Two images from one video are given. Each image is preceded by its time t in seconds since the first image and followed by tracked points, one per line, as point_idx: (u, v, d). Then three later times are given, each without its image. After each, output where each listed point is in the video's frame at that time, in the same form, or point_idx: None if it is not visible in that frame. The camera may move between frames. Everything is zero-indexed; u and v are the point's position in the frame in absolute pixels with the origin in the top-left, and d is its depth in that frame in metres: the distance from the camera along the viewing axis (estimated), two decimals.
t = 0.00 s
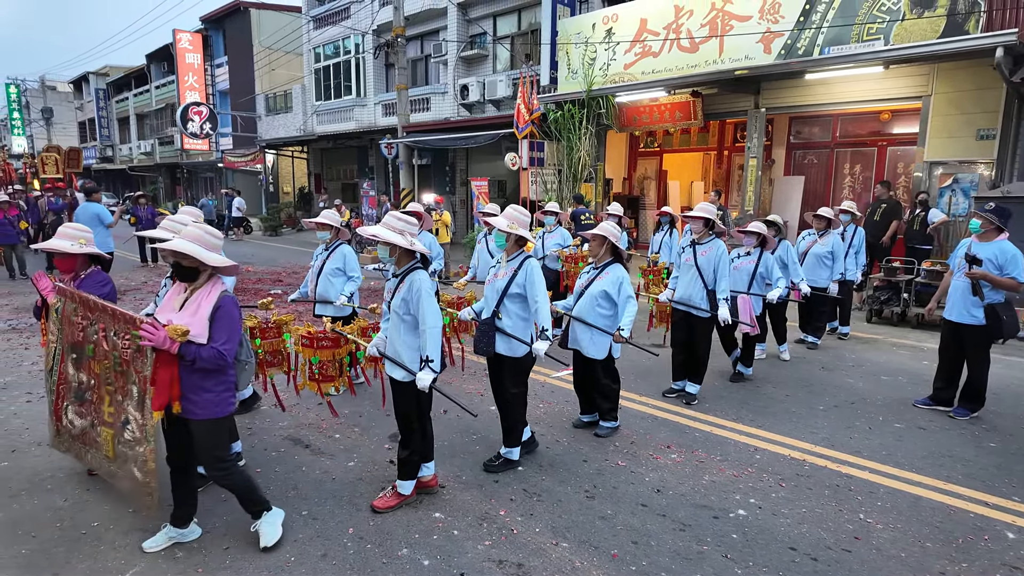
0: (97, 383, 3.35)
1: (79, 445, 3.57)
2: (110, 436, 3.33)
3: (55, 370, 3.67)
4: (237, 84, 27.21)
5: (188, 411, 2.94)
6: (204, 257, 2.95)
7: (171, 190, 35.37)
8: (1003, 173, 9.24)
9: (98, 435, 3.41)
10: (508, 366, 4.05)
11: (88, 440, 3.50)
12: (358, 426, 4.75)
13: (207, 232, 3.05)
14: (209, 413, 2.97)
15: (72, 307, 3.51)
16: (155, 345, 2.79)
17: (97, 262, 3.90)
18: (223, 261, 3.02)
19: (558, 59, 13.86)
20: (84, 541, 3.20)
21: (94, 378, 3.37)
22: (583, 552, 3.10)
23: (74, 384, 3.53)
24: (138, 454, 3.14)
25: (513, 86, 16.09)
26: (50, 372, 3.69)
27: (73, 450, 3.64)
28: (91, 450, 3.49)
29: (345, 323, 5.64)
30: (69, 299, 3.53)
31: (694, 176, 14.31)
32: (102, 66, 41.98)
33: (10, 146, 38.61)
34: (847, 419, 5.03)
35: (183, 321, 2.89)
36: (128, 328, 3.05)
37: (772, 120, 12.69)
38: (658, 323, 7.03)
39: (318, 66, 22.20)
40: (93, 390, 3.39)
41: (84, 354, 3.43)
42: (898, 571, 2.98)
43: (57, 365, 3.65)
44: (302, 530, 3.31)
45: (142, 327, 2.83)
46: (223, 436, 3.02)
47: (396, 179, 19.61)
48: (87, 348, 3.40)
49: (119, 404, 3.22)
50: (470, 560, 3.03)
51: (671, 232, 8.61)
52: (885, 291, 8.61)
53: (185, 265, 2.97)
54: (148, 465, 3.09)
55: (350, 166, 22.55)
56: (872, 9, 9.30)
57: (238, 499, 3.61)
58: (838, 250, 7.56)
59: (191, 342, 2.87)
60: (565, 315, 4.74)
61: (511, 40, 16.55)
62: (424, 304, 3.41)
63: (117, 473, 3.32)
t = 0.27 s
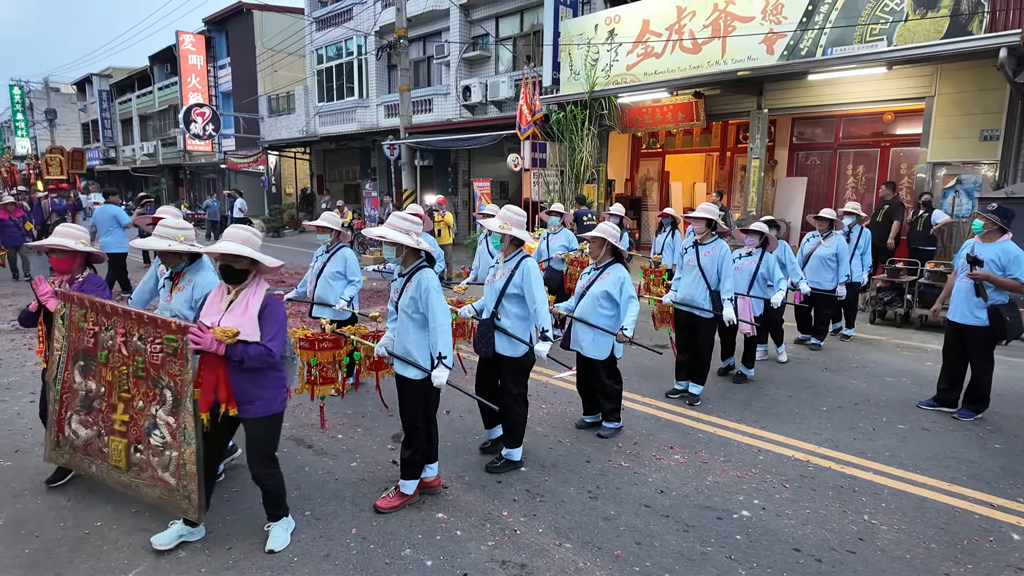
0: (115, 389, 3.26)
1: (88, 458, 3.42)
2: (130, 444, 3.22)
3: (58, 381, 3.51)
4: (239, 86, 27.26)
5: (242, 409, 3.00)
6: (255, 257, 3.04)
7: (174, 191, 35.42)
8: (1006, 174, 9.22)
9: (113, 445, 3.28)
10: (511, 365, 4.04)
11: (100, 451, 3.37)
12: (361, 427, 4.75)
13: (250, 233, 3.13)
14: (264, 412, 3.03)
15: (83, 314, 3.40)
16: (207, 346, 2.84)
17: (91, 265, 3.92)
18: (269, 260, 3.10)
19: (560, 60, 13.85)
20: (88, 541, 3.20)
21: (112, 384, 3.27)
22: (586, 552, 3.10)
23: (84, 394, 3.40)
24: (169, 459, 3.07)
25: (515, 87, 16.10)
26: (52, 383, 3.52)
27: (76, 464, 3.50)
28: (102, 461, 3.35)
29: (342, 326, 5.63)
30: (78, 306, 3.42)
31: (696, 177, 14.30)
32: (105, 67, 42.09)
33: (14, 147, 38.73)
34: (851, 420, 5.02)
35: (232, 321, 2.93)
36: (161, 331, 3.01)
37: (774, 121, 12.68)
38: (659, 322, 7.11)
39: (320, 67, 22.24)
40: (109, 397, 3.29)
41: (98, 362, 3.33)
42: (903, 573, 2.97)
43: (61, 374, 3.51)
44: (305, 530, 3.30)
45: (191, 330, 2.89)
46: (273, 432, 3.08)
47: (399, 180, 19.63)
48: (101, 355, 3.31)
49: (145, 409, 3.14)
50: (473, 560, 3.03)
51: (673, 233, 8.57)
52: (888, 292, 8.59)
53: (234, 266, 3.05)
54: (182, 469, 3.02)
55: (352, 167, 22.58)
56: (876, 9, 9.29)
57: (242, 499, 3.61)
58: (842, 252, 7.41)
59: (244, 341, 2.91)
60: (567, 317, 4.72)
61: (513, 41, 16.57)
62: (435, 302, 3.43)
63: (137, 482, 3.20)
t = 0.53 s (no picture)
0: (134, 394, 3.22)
1: (103, 464, 3.38)
2: (155, 448, 3.21)
3: (60, 390, 3.40)
4: (241, 86, 27.28)
5: (280, 405, 3.03)
6: (291, 252, 3.10)
7: (176, 192, 35.47)
8: (1009, 174, 9.20)
9: (136, 450, 3.26)
10: (511, 363, 4.04)
11: (117, 458, 3.33)
12: (364, 426, 4.74)
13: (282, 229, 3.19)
14: (298, 404, 3.07)
15: (84, 319, 3.30)
16: (249, 342, 2.90)
17: (72, 265, 3.69)
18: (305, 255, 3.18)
19: (562, 61, 13.84)
20: (91, 539, 3.20)
21: (129, 389, 3.22)
22: (590, 551, 3.09)
23: (95, 401, 3.32)
24: (203, 459, 3.10)
25: (517, 88, 16.11)
26: (52, 393, 3.40)
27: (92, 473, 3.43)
28: (123, 467, 3.32)
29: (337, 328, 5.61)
30: (79, 310, 3.31)
31: (698, 177, 14.31)
32: (108, 68, 42.17)
33: (16, 148, 38.81)
34: (855, 420, 5.01)
35: (275, 316, 3.00)
36: (188, 332, 3.01)
37: (776, 121, 12.67)
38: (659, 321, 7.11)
39: (322, 68, 22.27)
40: (127, 402, 3.24)
41: (110, 367, 3.26)
42: (908, 572, 2.96)
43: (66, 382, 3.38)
44: (309, 528, 3.30)
45: (233, 328, 2.92)
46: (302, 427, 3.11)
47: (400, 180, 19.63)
48: (113, 360, 3.24)
49: (172, 411, 3.14)
50: (477, 559, 3.02)
51: (673, 234, 8.59)
52: (891, 292, 8.57)
53: (270, 262, 3.10)
54: (218, 468, 3.07)
55: (354, 168, 22.60)
56: (878, 9, 9.29)
57: (247, 497, 3.61)
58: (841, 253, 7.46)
59: (286, 334, 2.98)
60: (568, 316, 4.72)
61: (515, 42, 16.57)
62: (444, 299, 3.44)
63: (166, 485, 3.22)
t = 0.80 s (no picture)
0: (154, 396, 3.13)
1: (118, 469, 3.27)
2: (180, 449, 3.14)
3: (65, 396, 3.24)
4: (242, 87, 27.32)
5: (315, 404, 3.05)
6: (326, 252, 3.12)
7: (177, 193, 35.52)
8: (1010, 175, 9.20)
9: (158, 452, 3.18)
10: (509, 360, 4.06)
11: (134, 462, 3.23)
12: (366, 426, 4.75)
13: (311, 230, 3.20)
14: (334, 400, 3.11)
15: (92, 322, 3.16)
16: (290, 344, 2.90)
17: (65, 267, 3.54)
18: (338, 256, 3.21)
19: (563, 62, 13.86)
20: (96, 538, 3.21)
21: (148, 391, 3.13)
22: (593, 550, 3.10)
23: (108, 405, 3.21)
24: (235, 458, 3.06)
25: (518, 89, 16.13)
26: (54, 400, 3.23)
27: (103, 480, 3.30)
28: (141, 470, 3.23)
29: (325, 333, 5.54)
30: (85, 313, 3.16)
31: (699, 178, 14.32)
32: (109, 70, 42.24)
33: (18, 150, 38.88)
34: (856, 420, 5.02)
35: (315, 316, 3.03)
36: (217, 333, 2.96)
37: (777, 122, 12.67)
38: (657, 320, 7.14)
39: (323, 69, 22.30)
40: (146, 404, 3.15)
41: (125, 370, 3.15)
42: (910, 571, 2.97)
43: (72, 387, 3.23)
44: (313, 527, 3.31)
45: (273, 330, 2.91)
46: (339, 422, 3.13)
47: (401, 181, 19.65)
48: (129, 363, 3.14)
49: (198, 412, 3.08)
50: (480, 557, 3.03)
51: (672, 234, 8.62)
52: (892, 293, 8.58)
53: (307, 263, 3.10)
54: (253, 467, 3.04)
55: (355, 169, 22.63)
56: (879, 11, 9.30)
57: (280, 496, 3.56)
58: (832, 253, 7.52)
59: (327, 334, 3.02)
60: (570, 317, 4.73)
61: (516, 43, 16.60)
62: (453, 300, 3.45)
63: (192, 486, 3.16)
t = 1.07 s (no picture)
0: (184, 409, 3.02)
1: (140, 489, 3.09)
2: (216, 460, 3.06)
3: (80, 417, 3.01)
4: (243, 89, 27.35)
5: (358, 404, 3.12)
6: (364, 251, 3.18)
7: (178, 195, 35.57)
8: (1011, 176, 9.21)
9: (190, 466, 3.06)
10: (509, 358, 4.08)
11: (160, 479, 3.08)
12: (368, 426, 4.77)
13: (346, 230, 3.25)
14: (379, 399, 3.18)
15: (109, 335, 2.97)
16: (337, 346, 2.97)
17: (68, 279, 3.35)
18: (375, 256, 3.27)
19: (564, 64, 13.87)
20: (99, 538, 3.22)
21: (178, 405, 3.02)
22: (595, 549, 3.11)
23: (129, 423, 3.03)
24: (279, 464, 3.04)
25: (519, 90, 16.16)
26: (65, 422, 2.99)
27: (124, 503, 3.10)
28: (172, 486, 3.08)
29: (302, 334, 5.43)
30: (102, 327, 2.96)
31: (699, 179, 14.33)
32: (110, 71, 42.30)
33: (18, 151, 38.87)
34: (857, 420, 5.03)
35: (358, 317, 3.08)
36: (255, 340, 2.95)
37: (777, 123, 12.69)
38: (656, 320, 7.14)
39: (324, 71, 22.34)
40: (175, 418, 3.03)
41: (150, 384, 3.00)
42: (912, 571, 2.97)
43: (86, 406, 3.01)
44: (316, 527, 3.32)
45: (320, 334, 2.96)
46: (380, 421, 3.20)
47: (401, 182, 19.67)
48: (154, 377, 3.00)
49: (236, 421, 3.03)
50: (483, 557, 3.04)
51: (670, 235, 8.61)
52: (892, 294, 8.59)
53: (346, 263, 3.16)
54: (299, 470, 3.04)
55: (356, 170, 22.66)
56: (879, 12, 9.32)
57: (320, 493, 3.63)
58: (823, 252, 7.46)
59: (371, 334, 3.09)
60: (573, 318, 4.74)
61: (516, 44, 16.63)
62: (459, 299, 3.49)
63: (230, 496, 3.09)
